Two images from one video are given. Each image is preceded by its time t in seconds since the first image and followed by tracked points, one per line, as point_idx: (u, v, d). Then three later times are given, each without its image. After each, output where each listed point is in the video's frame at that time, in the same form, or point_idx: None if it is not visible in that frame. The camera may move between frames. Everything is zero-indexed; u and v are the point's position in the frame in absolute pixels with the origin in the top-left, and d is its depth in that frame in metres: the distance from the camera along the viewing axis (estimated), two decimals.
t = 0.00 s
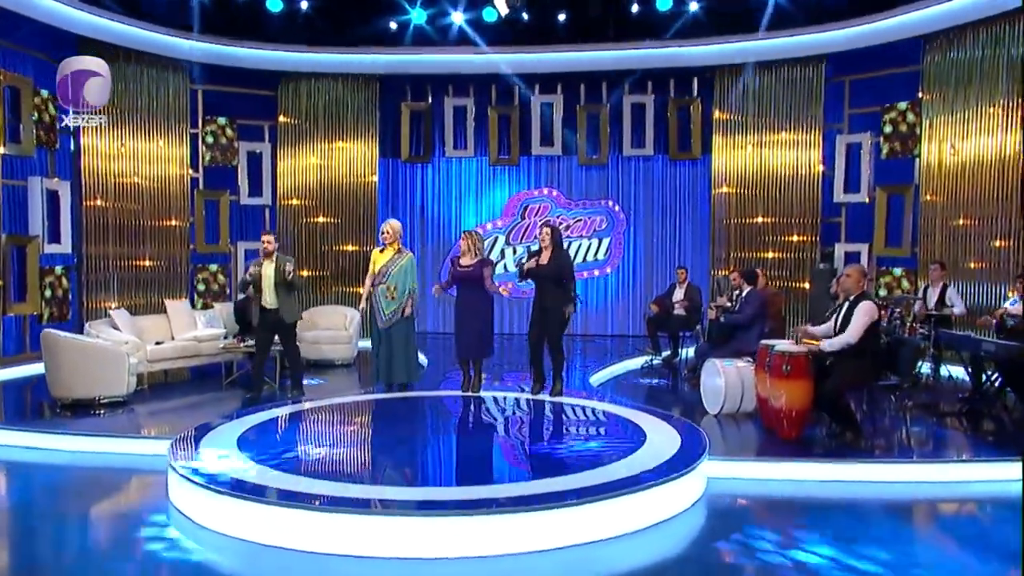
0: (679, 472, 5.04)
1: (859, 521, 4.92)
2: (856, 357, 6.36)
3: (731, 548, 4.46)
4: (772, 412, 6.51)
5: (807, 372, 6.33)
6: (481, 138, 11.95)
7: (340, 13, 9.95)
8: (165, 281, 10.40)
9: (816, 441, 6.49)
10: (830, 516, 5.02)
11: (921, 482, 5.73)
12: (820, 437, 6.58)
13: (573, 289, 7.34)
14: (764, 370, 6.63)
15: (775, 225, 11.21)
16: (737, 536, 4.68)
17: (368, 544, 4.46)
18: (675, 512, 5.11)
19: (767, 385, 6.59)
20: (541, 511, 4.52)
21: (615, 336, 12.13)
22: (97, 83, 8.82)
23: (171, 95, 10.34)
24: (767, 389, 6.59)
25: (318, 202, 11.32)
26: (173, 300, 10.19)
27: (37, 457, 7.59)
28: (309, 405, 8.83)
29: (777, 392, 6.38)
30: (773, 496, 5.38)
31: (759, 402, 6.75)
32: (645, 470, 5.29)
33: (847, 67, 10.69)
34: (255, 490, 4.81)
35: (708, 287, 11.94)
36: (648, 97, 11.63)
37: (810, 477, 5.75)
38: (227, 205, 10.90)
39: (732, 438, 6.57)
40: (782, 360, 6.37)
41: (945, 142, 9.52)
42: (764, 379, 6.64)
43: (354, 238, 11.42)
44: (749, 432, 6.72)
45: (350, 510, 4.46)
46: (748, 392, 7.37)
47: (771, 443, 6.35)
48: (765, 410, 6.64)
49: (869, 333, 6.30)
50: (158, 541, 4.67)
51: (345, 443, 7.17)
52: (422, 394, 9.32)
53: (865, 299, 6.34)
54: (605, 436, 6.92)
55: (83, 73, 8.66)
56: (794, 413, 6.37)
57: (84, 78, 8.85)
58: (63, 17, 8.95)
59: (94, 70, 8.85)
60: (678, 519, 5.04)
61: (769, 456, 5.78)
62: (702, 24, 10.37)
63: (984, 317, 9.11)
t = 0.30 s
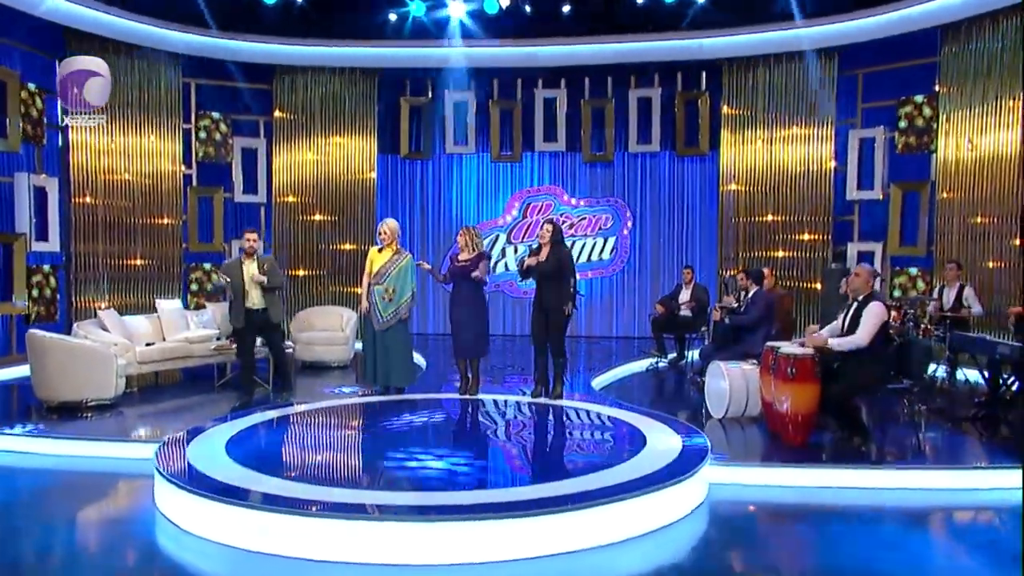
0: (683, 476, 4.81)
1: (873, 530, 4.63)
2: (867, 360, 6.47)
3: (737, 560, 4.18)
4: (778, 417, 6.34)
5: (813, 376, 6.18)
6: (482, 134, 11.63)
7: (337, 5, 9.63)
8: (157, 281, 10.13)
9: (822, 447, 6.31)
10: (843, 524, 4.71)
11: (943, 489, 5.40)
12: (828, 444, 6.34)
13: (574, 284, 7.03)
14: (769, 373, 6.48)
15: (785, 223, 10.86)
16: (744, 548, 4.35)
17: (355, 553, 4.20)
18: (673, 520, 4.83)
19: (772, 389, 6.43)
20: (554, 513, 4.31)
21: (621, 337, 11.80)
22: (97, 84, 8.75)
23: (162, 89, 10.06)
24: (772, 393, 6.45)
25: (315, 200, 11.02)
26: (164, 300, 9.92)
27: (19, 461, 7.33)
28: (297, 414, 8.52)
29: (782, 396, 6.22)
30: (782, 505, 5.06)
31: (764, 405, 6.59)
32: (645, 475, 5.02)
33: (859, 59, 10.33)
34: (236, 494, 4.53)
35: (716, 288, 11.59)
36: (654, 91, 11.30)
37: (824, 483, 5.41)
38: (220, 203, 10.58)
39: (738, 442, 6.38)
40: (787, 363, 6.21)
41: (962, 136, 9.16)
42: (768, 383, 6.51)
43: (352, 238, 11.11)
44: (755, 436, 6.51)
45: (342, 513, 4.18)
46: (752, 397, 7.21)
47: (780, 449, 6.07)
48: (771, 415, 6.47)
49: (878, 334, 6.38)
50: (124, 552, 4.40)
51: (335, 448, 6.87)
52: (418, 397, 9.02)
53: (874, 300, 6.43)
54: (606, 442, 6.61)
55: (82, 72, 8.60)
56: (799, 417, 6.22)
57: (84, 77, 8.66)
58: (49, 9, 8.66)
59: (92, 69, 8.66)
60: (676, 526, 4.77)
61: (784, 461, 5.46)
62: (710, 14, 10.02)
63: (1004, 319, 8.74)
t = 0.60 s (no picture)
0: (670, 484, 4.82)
1: (889, 553, 4.41)
2: (874, 360, 6.46)
3: None
4: (785, 422, 6.34)
5: (820, 379, 6.17)
6: (484, 130, 11.35)
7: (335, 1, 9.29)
8: (148, 280, 9.86)
9: (829, 451, 6.32)
10: (847, 540, 4.62)
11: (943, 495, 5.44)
12: (835, 449, 6.39)
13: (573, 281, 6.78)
14: (775, 376, 6.49)
15: (796, 221, 10.54)
16: (749, 567, 4.23)
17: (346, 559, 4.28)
18: (669, 526, 4.86)
19: (778, 392, 6.42)
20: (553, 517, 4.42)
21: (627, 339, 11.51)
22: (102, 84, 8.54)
23: (155, 85, 9.82)
24: (778, 396, 6.44)
25: (312, 197, 10.75)
26: (156, 300, 9.69)
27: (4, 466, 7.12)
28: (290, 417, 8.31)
29: (789, 400, 6.23)
30: (792, 524, 4.84)
31: (770, 409, 6.61)
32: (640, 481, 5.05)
33: (874, 52, 10.01)
34: (231, 500, 4.60)
35: (723, 288, 11.28)
36: (661, 86, 11.00)
37: (821, 489, 5.50)
38: (214, 201, 10.31)
39: (743, 449, 6.49)
40: (793, 365, 6.24)
41: (981, 132, 8.81)
42: (774, 386, 6.51)
43: (349, 236, 10.83)
44: (759, 441, 6.62)
45: (345, 522, 4.26)
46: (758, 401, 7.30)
47: (782, 457, 6.13)
48: (777, 419, 6.47)
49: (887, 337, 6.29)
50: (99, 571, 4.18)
51: (326, 455, 6.66)
52: (415, 401, 8.81)
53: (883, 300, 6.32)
54: (606, 451, 6.36)
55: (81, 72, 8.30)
56: (806, 421, 6.21)
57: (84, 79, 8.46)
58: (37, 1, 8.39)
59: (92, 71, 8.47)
60: (672, 533, 4.79)
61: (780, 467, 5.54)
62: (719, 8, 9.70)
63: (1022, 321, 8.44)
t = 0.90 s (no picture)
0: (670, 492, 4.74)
1: None
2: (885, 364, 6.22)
3: None
4: (793, 426, 6.40)
5: (828, 384, 6.20)
6: (486, 125, 11.02)
7: None
8: (139, 279, 9.55)
9: (838, 458, 6.33)
10: (864, 554, 4.46)
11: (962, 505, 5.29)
12: (846, 455, 6.36)
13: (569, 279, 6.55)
14: (784, 379, 6.54)
15: (810, 219, 10.15)
16: None
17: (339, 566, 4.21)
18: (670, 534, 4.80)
19: (787, 397, 6.48)
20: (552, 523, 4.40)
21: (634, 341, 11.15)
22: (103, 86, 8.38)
23: (147, 76, 9.49)
24: (786, 401, 6.49)
25: (308, 194, 10.44)
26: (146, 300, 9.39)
27: None
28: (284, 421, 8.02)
29: (797, 405, 6.28)
30: (808, 544, 4.53)
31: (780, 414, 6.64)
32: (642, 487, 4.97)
33: (893, 42, 9.61)
34: (223, 506, 4.57)
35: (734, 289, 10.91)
36: (671, 78, 10.63)
37: (827, 497, 5.38)
38: (207, 197, 10.00)
39: (751, 454, 6.48)
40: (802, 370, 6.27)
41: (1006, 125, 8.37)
42: (783, 391, 6.55)
43: (347, 234, 10.50)
44: (768, 447, 6.62)
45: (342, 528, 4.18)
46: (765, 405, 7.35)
47: (790, 463, 6.12)
48: (786, 423, 6.52)
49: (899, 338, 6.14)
50: None
51: (318, 462, 6.39)
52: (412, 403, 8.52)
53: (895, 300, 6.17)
54: (609, 463, 6.04)
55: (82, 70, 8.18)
56: (815, 427, 6.25)
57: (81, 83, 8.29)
58: None
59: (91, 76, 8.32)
60: (674, 542, 4.73)
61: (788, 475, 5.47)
62: None
63: None
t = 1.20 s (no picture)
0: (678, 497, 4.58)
1: None
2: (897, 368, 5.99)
3: None
4: (803, 431, 6.15)
5: (838, 388, 5.96)
6: (490, 120, 10.72)
7: None
8: (132, 278, 9.27)
9: (850, 463, 6.08)
10: (883, 565, 4.25)
11: (981, 513, 5.10)
12: (859, 461, 6.10)
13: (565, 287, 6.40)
14: (793, 383, 6.27)
15: (825, 216, 9.80)
16: None
17: None
18: (675, 541, 4.64)
19: (797, 401, 6.23)
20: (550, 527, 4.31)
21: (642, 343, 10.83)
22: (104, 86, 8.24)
23: (139, 70, 9.21)
24: (796, 406, 6.24)
25: (306, 191, 10.14)
26: (138, 300, 9.13)
27: None
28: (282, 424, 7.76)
29: (807, 408, 6.03)
30: (827, 562, 4.24)
31: (790, 418, 6.38)
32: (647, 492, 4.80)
33: (912, 33, 9.26)
34: (214, 512, 4.41)
35: (747, 290, 10.55)
36: (681, 71, 10.29)
37: (839, 507, 5.17)
38: (203, 194, 9.72)
39: (761, 459, 6.26)
40: (811, 372, 6.03)
41: None
42: (792, 395, 6.30)
43: (346, 232, 10.22)
44: (778, 452, 6.42)
45: (335, 534, 4.08)
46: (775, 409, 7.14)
47: (802, 470, 5.90)
48: (796, 428, 6.27)
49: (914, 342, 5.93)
50: None
51: (311, 468, 6.12)
52: (411, 406, 8.23)
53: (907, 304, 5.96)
54: (612, 472, 5.74)
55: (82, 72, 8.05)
56: (826, 431, 6.00)
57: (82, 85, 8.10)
58: None
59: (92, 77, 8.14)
60: (678, 549, 4.57)
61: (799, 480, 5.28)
62: None
63: None
